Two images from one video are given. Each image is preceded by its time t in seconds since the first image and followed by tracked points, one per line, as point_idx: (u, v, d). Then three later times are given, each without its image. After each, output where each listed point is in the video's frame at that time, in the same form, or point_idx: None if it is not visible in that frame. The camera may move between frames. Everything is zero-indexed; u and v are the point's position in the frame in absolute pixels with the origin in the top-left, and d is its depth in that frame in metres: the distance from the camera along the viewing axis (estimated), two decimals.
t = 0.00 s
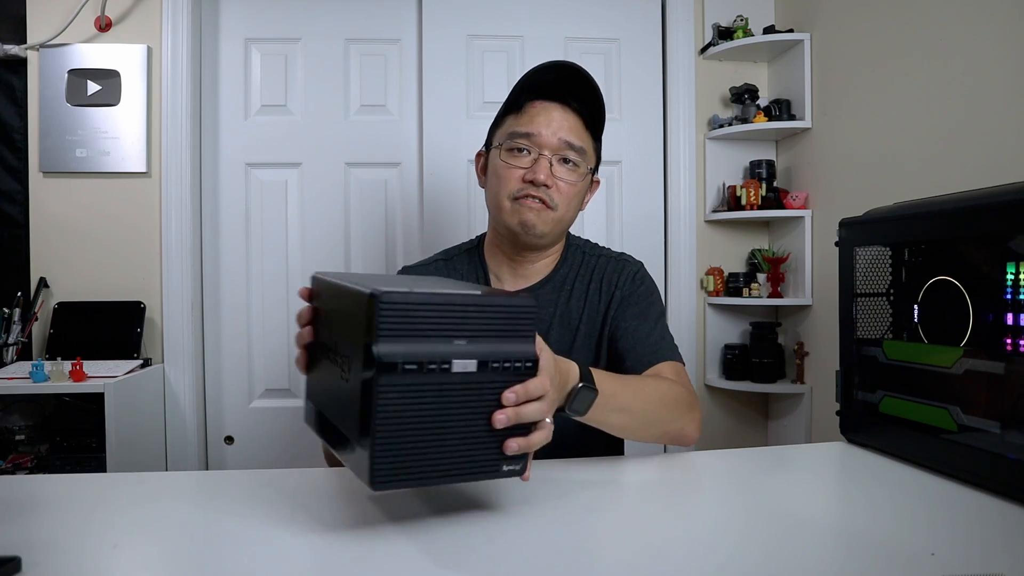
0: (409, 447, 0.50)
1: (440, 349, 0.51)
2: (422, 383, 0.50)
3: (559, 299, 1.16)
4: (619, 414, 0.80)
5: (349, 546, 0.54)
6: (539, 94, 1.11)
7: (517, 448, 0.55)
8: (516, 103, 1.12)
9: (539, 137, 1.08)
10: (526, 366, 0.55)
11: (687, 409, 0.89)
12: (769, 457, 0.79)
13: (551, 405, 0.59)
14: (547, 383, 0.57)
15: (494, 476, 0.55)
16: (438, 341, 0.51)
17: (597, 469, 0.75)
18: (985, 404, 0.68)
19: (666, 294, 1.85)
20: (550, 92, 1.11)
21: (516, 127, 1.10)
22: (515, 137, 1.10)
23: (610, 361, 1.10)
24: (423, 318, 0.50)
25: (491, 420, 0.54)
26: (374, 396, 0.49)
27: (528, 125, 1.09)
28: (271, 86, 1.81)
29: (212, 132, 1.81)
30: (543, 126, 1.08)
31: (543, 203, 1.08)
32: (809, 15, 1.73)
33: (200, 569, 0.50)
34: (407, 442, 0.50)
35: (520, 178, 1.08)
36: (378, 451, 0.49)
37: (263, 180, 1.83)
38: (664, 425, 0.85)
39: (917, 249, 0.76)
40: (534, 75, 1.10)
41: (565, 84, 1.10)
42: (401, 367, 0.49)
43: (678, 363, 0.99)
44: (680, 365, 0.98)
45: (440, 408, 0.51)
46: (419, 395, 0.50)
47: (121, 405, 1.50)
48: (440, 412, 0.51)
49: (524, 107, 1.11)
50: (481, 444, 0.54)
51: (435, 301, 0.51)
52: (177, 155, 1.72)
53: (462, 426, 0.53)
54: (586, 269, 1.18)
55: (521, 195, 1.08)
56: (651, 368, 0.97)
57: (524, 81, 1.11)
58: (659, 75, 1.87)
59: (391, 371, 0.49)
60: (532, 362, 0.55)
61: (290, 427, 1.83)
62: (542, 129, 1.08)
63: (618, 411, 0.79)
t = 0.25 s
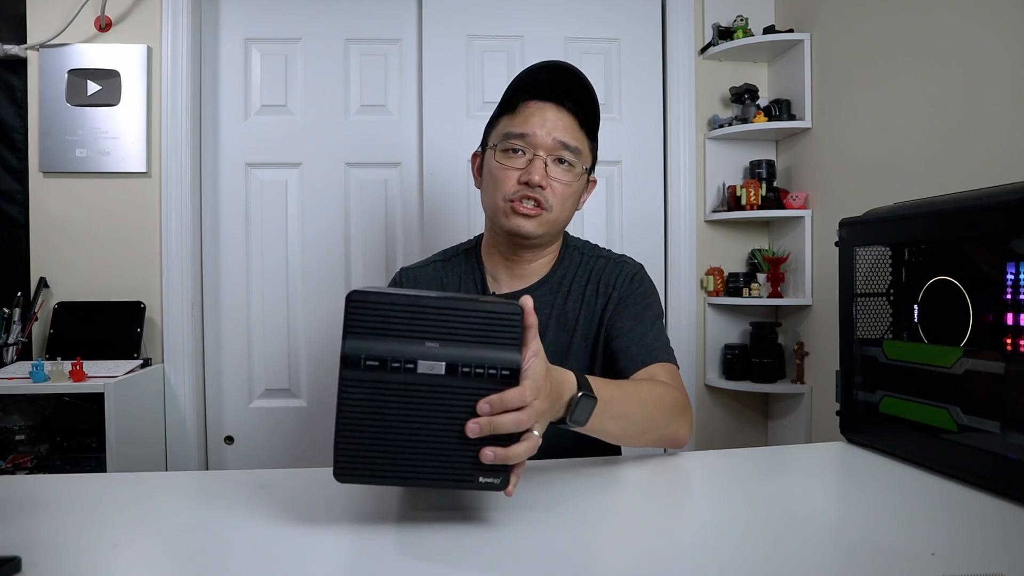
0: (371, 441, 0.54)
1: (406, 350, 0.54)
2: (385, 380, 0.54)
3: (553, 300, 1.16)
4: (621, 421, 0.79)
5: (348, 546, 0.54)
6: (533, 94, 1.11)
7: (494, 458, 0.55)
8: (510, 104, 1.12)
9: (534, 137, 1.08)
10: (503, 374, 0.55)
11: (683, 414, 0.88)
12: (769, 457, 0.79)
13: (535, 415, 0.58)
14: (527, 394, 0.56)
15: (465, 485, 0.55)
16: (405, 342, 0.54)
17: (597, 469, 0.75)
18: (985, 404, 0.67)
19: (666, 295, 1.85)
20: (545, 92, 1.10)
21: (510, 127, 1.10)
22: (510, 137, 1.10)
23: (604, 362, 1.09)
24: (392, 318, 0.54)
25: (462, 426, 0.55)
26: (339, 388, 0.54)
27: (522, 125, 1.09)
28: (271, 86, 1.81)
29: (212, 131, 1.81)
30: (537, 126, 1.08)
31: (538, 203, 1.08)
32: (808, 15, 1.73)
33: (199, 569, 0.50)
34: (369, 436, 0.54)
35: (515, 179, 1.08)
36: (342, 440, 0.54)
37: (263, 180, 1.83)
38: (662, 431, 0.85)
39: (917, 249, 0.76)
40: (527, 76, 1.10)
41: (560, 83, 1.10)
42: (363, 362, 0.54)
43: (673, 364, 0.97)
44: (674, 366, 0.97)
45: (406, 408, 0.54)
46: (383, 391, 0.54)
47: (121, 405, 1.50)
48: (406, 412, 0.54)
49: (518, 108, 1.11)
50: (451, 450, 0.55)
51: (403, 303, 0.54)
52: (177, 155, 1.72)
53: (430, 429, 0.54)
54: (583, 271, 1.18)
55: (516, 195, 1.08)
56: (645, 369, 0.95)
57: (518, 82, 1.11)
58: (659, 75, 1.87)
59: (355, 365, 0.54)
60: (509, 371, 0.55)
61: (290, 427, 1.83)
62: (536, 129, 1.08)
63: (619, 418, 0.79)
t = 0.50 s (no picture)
0: (366, 456, 0.53)
1: (398, 361, 0.53)
2: (378, 393, 0.53)
3: (554, 300, 1.16)
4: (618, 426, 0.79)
5: (348, 546, 0.54)
6: (534, 93, 1.11)
7: (495, 466, 0.53)
8: (511, 103, 1.12)
9: (534, 136, 1.08)
10: (498, 382, 0.54)
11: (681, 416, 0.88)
12: (770, 457, 0.79)
13: (535, 423, 0.57)
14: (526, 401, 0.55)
15: (465, 498, 0.54)
16: (397, 353, 0.54)
17: (597, 469, 0.75)
18: (985, 404, 0.68)
19: (666, 295, 1.85)
20: (545, 91, 1.10)
21: (511, 126, 1.10)
22: (511, 136, 1.10)
23: (604, 362, 1.09)
24: (383, 330, 0.54)
25: (459, 437, 0.54)
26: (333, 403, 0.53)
27: (523, 124, 1.09)
28: (271, 86, 1.81)
29: (212, 131, 1.81)
30: (538, 124, 1.08)
31: (539, 202, 1.08)
32: (808, 15, 1.73)
33: (200, 569, 0.50)
34: (364, 450, 0.53)
35: (516, 178, 1.08)
36: (337, 454, 0.53)
37: (263, 180, 1.83)
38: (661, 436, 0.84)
39: (917, 249, 0.76)
40: (528, 75, 1.10)
41: (560, 82, 1.10)
42: (355, 376, 0.53)
43: (671, 365, 0.97)
44: (673, 367, 0.96)
45: (401, 420, 0.53)
46: (376, 404, 0.53)
47: (121, 405, 1.50)
48: (401, 424, 0.53)
49: (519, 107, 1.11)
50: (450, 462, 0.54)
51: (392, 314, 0.54)
52: (177, 155, 1.72)
53: (426, 441, 0.53)
54: (585, 271, 1.18)
55: (517, 194, 1.08)
56: (643, 368, 0.95)
57: (518, 81, 1.11)
58: (659, 75, 1.87)
59: (347, 379, 0.53)
60: (504, 378, 0.54)
61: (290, 427, 1.83)
62: (537, 128, 1.08)
63: (616, 423, 0.79)
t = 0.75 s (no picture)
0: (360, 469, 0.54)
1: (395, 377, 0.53)
2: (374, 408, 0.53)
3: (556, 301, 1.16)
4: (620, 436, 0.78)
5: (349, 546, 0.54)
6: (536, 93, 1.11)
7: (487, 486, 0.53)
8: (513, 102, 1.12)
9: (537, 136, 1.09)
10: (494, 403, 0.53)
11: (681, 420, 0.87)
12: (770, 457, 0.78)
13: (530, 445, 0.57)
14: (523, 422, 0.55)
15: (456, 516, 0.54)
16: (393, 369, 0.53)
17: (596, 470, 0.75)
18: (985, 404, 0.68)
19: (666, 295, 1.85)
20: (548, 90, 1.10)
21: (514, 126, 1.10)
22: (514, 136, 1.10)
23: (606, 362, 1.09)
24: (380, 345, 0.54)
25: (452, 455, 0.54)
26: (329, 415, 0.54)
27: (526, 124, 1.09)
28: (271, 86, 1.81)
29: (212, 131, 1.81)
30: (541, 124, 1.08)
31: (542, 202, 1.08)
32: (808, 15, 1.73)
33: (199, 570, 0.50)
34: (358, 463, 0.54)
35: (519, 177, 1.09)
36: (331, 465, 0.54)
37: (263, 180, 1.83)
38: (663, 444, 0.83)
39: (917, 249, 0.76)
40: (530, 74, 1.10)
41: (563, 82, 1.10)
42: (351, 389, 0.54)
43: (672, 368, 0.97)
44: (673, 370, 0.96)
45: (395, 437, 0.53)
46: (371, 419, 0.53)
47: (121, 405, 1.49)
48: (395, 441, 0.53)
49: (522, 107, 1.11)
50: (443, 479, 0.54)
51: (389, 330, 0.53)
52: (177, 155, 1.72)
53: (420, 458, 0.53)
54: (588, 272, 1.18)
55: (520, 194, 1.08)
56: (644, 370, 0.95)
57: (521, 81, 1.11)
58: (659, 75, 1.87)
59: (344, 392, 0.54)
60: (501, 400, 0.53)
61: (290, 427, 1.83)
62: (540, 127, 1.08)
63: (618, 434, 0.77)
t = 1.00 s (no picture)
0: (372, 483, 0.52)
1: (408, 387, 0.51)
2: (387, 421, 0.51)
3: (559, 303, 1.16)
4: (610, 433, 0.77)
5: (349, 547, 0.54)
6: (539, 93, 1.11)
7: (503, 490, 0.54)
8: (516, 103, 1.12)
9: (540, 136, 1.09)
10: (506, 408, 0.54)
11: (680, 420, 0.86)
12: (770, 458, 0.78)
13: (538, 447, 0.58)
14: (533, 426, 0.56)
15: (469, 520, 0.54)
16: (405, 379, 0.52)
17: (596, 470, 0.75)
18: (985, 403, 0.68)
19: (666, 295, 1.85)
20: (551, 90, 1.10)
21: (517, 126, 1.10)
22: (517, 136, 1.10)
23: (608, 364, 1.10)
24: (390, 356, 0.51)
25: (466, 462, 0.54)
26: (337, 431, 0.51)
27: (528, 124, 1.09)
28: (271, 86, 1.81)
29: (212, 131, 1.81)
30: (544, 125, 1.09)
31: (545, 203, 1.08)
32: (808, 15, 1.73)
33: (200, 570, 0.50)
34: (370, 478, 0.52)
35: (522, 178, 1.08)
36: (340, 482, 0.51)
37: (263, 179, 1.83)
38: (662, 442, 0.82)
39: (917, 249, 0.76)
40: (533, 75, 1.10)
41: (565, 82, 1.10)
42: (362, 402, 0.51)
43: (673, 369, 0.97)
44: (676, 372, 0.97)
45: (409, 449, 0.52)
46: (383, 431, 0.51)
47: (121, 405, 1.49)
48: (408, 453, 0.52)
49: (524, 107, 1.11)
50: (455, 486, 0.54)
51: (403, 340, 0.51)
52: (177, 155, 1.72)
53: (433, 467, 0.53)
54: (591, 273, 1.18)
55: (523, 195, 1.08)
56: (644, 372, 0.95)
57: (523, 81, 1.11)
58: (659, 75, 1.87)
59: (353, 406, 0.51)
60: (513, 405, 0.54)
61: (290, 426, 1.83)
62: (543, 128, 1.08)
63: (608, 434, 0.77)
